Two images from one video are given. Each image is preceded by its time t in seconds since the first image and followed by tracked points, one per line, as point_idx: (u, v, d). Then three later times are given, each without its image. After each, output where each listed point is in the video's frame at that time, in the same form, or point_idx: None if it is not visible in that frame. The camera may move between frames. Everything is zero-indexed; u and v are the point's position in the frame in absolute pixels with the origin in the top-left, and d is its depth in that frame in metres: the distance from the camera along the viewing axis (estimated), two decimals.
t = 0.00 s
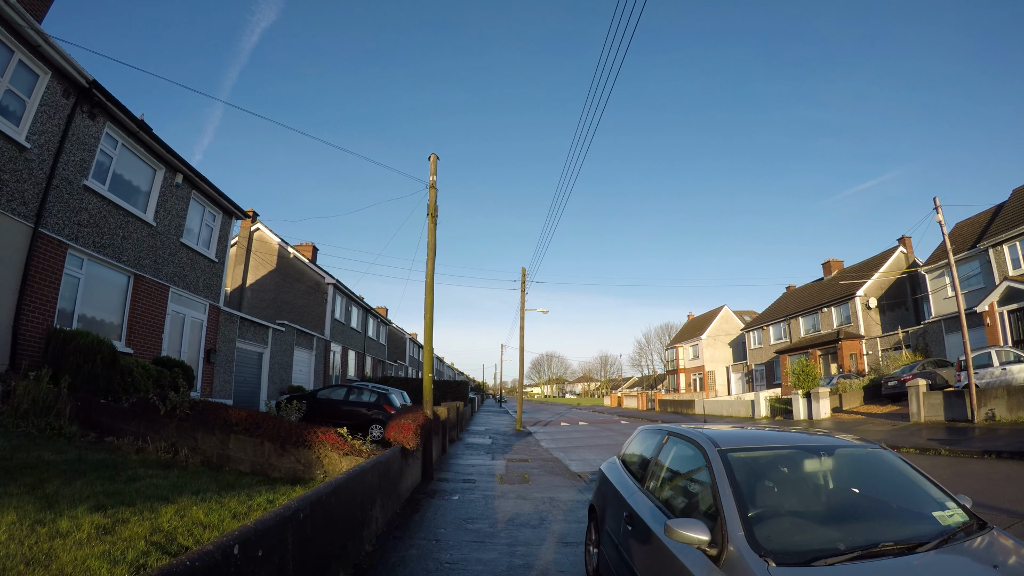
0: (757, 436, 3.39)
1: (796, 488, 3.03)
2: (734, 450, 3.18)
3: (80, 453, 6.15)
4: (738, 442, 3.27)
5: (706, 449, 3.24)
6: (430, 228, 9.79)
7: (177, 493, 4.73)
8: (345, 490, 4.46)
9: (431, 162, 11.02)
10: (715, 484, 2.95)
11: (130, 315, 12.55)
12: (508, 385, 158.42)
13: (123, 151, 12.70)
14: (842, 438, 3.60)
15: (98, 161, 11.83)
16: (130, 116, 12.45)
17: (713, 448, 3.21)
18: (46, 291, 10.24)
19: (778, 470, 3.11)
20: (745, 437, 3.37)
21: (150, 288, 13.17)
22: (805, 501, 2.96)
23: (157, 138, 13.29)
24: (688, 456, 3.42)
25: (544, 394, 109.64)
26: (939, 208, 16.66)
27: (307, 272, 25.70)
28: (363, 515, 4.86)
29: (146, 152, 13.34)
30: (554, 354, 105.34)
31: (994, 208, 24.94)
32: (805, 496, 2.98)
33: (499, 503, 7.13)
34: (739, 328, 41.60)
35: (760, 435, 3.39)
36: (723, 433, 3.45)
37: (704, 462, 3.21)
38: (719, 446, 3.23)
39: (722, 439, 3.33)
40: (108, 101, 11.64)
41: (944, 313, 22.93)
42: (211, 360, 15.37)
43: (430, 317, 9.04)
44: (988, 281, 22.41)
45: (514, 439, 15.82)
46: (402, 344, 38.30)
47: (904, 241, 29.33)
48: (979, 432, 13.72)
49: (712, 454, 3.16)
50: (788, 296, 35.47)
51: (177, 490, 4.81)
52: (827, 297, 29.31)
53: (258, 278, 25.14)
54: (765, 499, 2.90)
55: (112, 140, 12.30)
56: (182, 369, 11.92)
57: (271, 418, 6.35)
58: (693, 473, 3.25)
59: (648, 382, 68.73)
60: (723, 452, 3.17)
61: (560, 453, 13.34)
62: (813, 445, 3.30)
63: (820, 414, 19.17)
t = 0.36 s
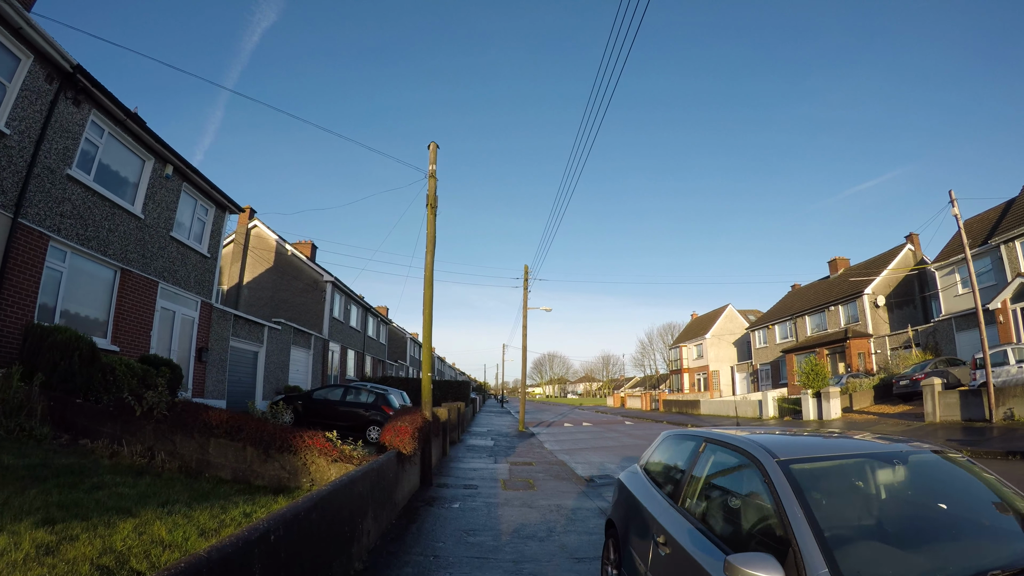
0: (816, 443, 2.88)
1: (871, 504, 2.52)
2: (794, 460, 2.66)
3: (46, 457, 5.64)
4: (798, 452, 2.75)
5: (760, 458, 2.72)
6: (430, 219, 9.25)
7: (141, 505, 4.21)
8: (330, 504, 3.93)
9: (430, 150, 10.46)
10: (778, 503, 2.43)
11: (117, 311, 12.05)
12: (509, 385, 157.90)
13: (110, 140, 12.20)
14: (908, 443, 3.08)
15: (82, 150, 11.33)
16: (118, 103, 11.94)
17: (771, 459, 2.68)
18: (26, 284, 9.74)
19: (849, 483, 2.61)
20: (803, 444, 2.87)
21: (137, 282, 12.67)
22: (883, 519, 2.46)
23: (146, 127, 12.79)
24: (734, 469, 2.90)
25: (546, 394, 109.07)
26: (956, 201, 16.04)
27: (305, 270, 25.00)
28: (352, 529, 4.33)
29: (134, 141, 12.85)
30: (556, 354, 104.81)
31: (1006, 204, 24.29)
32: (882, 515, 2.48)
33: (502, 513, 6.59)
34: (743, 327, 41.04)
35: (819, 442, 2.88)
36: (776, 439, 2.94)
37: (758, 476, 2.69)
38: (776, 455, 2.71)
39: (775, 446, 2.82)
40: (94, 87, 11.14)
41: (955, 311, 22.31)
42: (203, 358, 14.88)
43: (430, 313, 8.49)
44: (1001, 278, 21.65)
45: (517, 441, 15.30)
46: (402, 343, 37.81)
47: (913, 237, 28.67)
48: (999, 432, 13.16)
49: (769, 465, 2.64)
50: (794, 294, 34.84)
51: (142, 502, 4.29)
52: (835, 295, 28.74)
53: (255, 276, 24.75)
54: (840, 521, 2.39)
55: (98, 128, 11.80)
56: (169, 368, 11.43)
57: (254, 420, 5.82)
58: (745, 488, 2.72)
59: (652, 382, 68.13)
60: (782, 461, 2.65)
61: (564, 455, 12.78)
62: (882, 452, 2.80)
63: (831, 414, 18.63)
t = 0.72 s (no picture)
0: (888, 456, 2.42)
1: (969, 527, 2.06)
2: (871, 477, 2.20)
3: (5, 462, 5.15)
4: (873, 466, 2.28)
5: (829, 475, 2.25)
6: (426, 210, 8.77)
7: (95, 521, 3.74)
8: (307, 520, 3.46)
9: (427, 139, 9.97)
10: (862, 531, 1.96)
11: (100, 307, 11.58)
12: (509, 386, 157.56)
13: (94, 129, 11.72)
14: (983, 453, 2.63)
15: (65, 138, 10.84)
16: (102, 90, 11.45)
17: (842, 476, 2.21)
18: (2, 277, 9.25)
19: (940, 501, 2.15)
20: (875, 455, 2.40)
21: (122, 277, 12.20)
22: (988, 544, 2.00)
23: (132, 116, 12.31)
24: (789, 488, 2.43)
25: (545, 394, 108.58)
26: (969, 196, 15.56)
27: (300, 267, 24.41)
28: (334, 548, 3.85)
29: (120, 130, 12.37)
30: (555, 354, 104.34)
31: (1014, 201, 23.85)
32: (983, 538, 2.03)
33: (502, 524, 6.11)
34: (745, 327, 40.61)
35: (891, 455, 2.42)
36: (841, 451, 2.47)
37: (826, 496, 2.23)
38: (849, 471, 2.23)
39: (843, 459, 2.35)
40: (77, 73, 10.65)
41: (962, 310, 21.82)
42: (192, 358, 14.44)
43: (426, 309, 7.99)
44: (1009, 275, 21.25)
45: (517, 442, 14.84)
46: (400, 343, 37.35)
47: (918, 235, 28.19)
48: (1014, 433, 12.69)
49: (841, 483, 2.17)
50: (798, 293, 34.36)
51: (96, 517, 3.81)
52: (839, 294, 28.29)
53: (250, 274, 24.30)
54: (942, 552, 1.93)
55: (81, 116, 11.31)
56: (153, 367, 11.11)
57: (232, 424, 5.34)
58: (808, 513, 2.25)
59: (652, 382, 67.67)
60: (857, 479, 2.18)
61: (566, 458, 12.28)
62: (966, 464, 2.35)
63: (838, 415, 18.18)
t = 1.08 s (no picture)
0: (1000, 468, 1.93)
1: None
2: (993, 495, 1.71)
3: None
4: (989, 479, 1.80)
5: (934, 494, 1.77)
6: (421, 199, 8.32)
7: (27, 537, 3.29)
8: (269, 540, 3.00)
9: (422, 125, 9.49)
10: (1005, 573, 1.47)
11: (79, 301, 11.06)
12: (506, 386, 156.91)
13: (74, 114, 11.23)
14: None
15: (42, 123, 10.33)
16: (83, 74, 10.95)
17: (956, 496, 1.72)
18: None
19: None
20: (981, 467, 1.92)
21: (102, 270, 11.68)
22: None
23: (114, 102, 11.81)
24: (878, 512, 1.94)
25: (543, 394, 108.08)
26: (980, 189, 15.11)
27: (294, 264, 23.88)
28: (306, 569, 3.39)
29: (102, 116, 11.87)
30: (553, 354, 103.89)
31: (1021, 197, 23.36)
32: None
33: (500, 535, 5.60)
34: (745, 326, 40.21)
35: (1004, 467, 1.93)
36: (938, 463, 1.99)
37: (932, 520, 1.74)
38: (963, 489, 1.74)
39: (949, 474, 1.86)
40: (56, 54, 10.14)
41: (968, 308, 21.35)
42: (177, 355, 13.95)
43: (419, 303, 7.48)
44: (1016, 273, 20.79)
45: (515, 444, 14.35)
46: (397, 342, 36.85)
47: (921, 233, 27.76)
48: None
49: (958, 504, 1.68)
50: (799, 292, 33.94)
51: (29, 532, 3.36)
52: (842, 293, 27.86)
53: (242, 270, 23.71)
54: None
55: (60, 100, 10.81)
56: (132, 364, 10.56)
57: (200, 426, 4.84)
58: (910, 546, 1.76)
59: (651, 382, 67.21)
60: (979, 499, 1.69)
61: (566, 461, 11.78)
62: None
63: (844, 415, 17.77)
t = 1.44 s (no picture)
0: None
1: None
2: None
3: None
4: None
5: None
6: (414, 185, 7.84)
7: None
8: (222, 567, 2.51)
9: (415, 107, 8.99)
10: None
11: (54, 292, 10.52)
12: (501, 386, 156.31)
13: (53, 97, 10.69)
14: None
15: (18, 104, 9.79)
16: (62, 54, 10.41)
17: None
18: None
19: None
20: None
21: (80, 260, 11.13)
22: None
23: (95, 85, 11.28)
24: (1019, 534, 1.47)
25: (538, 394, 107.52)
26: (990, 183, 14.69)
27: (286, 260, 23.29)
28: None
29: (82, 100, 11.34)
30: (549, 354, 103.45)
31: None
32: None
33: (497, 547, 5.09)
34: (744, 326, 39.84)
35: None
36: None
37: None
38: None
39: None
40: (33, 31, 9.60)
41: (972, 307, 20.92)
42: (160, 351, 13.41)
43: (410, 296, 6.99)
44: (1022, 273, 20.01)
45: (511, 445, 13.86)
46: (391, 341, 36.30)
47: (924, 232, 27.27)
48: None
49: None
50: (799, 291, 33.55)
51: None
52: (843, 291, 27.49)
53: (232, 267, 23.09)
54: None
55: (38, 81, 10.27)
56: (107, 360, 10.04)
57: (162, 427, 4.39)
58: None
59: (647, 382, 66.76)
60: None
61: (564, 463, 11.30)
62: None
63: (849, 416, 17.39)
